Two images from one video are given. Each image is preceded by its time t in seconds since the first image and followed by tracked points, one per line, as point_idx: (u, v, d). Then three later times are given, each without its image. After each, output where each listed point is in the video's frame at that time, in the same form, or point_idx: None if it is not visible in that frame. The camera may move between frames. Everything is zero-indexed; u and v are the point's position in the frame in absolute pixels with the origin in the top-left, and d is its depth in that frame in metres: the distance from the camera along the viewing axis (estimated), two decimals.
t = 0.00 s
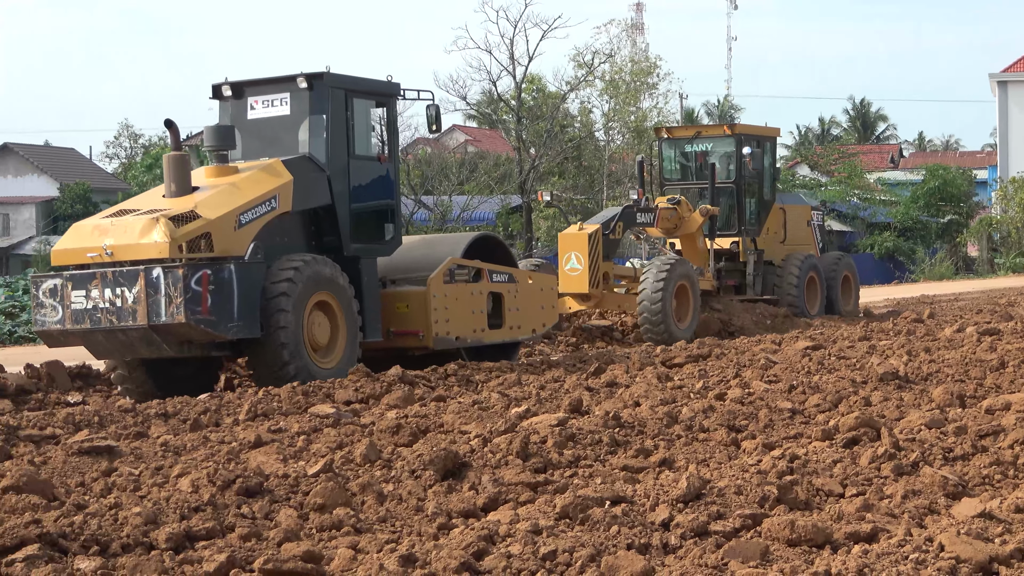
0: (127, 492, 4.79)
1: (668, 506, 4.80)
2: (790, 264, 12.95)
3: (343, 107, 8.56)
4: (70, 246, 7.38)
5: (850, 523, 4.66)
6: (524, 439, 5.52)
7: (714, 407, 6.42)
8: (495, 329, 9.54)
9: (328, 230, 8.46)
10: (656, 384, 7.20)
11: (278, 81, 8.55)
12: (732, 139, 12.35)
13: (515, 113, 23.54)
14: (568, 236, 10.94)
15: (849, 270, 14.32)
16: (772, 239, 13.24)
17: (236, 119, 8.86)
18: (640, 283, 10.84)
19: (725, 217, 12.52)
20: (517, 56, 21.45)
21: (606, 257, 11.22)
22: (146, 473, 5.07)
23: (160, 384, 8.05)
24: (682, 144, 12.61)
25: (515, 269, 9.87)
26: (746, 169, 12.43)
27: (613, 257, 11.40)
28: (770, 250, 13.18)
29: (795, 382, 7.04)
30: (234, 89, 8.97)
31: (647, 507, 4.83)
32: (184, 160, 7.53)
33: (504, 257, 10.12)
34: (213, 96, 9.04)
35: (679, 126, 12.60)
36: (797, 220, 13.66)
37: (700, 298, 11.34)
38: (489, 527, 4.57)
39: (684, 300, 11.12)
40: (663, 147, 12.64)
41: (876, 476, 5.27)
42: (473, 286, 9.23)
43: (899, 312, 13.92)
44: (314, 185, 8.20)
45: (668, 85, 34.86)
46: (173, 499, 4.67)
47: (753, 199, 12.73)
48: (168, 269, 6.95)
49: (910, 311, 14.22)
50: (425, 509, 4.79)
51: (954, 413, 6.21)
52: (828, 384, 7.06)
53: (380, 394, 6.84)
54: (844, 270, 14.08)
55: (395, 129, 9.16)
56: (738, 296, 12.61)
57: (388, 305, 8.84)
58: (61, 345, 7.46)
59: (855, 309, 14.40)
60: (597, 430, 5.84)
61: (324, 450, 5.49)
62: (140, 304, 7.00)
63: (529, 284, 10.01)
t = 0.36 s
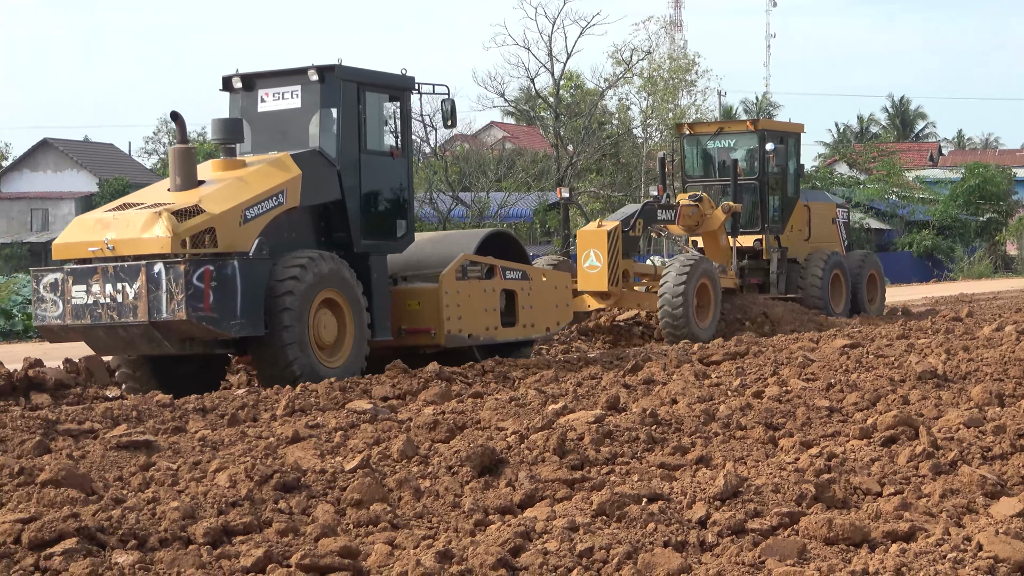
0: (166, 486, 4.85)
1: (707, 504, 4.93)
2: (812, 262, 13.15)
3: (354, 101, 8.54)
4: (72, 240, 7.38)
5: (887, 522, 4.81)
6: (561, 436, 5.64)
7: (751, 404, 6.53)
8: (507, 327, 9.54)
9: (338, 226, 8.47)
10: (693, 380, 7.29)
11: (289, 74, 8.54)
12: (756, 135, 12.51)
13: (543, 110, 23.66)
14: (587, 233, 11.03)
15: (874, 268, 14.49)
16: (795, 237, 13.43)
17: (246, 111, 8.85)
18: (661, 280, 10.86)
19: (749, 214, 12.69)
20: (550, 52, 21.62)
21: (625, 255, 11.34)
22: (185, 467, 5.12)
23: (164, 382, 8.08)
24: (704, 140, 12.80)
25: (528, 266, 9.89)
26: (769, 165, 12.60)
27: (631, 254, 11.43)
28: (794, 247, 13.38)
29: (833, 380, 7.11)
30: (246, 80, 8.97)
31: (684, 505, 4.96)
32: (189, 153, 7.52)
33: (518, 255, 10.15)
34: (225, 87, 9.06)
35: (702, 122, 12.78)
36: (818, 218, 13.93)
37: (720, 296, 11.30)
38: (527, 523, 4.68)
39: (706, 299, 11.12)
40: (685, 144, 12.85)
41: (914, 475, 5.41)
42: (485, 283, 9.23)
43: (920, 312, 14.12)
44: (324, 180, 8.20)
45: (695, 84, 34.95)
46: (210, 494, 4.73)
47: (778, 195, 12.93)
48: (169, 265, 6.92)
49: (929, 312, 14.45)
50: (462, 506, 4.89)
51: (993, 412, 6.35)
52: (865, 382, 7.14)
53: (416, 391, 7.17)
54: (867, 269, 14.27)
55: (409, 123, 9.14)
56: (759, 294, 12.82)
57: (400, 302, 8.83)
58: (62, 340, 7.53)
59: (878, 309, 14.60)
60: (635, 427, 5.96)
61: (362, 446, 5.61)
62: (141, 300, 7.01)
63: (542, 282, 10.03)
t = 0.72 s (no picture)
0: (198, 481, 4.92)
1: (739, 502, 4.92)
2: (831, 262, 13.18)
3: (359, 93, 8.47)
4: (66, 237, 7.39)
5: (920, 521, 4.79)
6: (593, 433, 5.66)
7: (783, 401, 6.51)
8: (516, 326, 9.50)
9: (342, 222, 8.45)
10: (725, 378, 7.28)
11: (292, 66, 8.48)
12: (774, 131, 12.51)
13: (575, 107, 23.67)
14: (599, 230, 10.92)
15: (893, 266, 14.43)
16: (813, 234, 13.44)
17: (249, 104, 8.85)
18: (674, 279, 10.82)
19: (766, 212, 12.69)
20: (583, 48, 21.66)
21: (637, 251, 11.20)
22: (217, 463, 5.19)
23: (163, 381, 7.99)
24: (721, 135, 12.79)
25: (537, 264, 9.85)
26: (788, 161, 12.59)
27: (643, 252, 11.30)
28: (812, 245, 13.41)
29: (866, 378, 7.08)
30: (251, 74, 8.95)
31: (715, 502, 4.97)
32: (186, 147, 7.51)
33: (528, 251, 10.13)
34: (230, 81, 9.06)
35: (719, 117, 12.77)
36: (838, 215, 13.93)
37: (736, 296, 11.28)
38: (558, 520, 4.69)
39: (719, 299, 11.11)
40: (702, 138, 12.84)
41: (946, 473, 5.38)
42: (493, 281, 9.19)
43: (940, 310, 14.11)
44: (326, 176, 8.16)
45: (729, 80, 34.82)
46: (243, 490, 4.78)
47: (797, 192, 12.91)
48: (162, 262, 6.91)
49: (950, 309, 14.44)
50: (493, 502, 4.93)
51: None
52: (898, 380, 7.09)
53: (446, 387, 7.21)
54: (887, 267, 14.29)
55: (416, 116, 9.06)
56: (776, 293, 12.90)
57: (406, 301, 8.85)
58: (55, 337, 7.50)
59: (898, 307, 14.55)
60: (667, 425, 5.96)
61: (393, 442, 5.65)
62: (134, 298, 6.99)
63: (552, 279, 9.96)
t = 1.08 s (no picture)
0: (234, 478, 4.97)
1: (774, 499, 4.91)
2: (851, 260, 13.14)
3: (358, 87, 8.39)
4: (55, 235, 7.29)
5: (956, 518, 4.76)
6: (628, 430, 5.67)
7: (819, 399, 6.48)
8: (523, 324, 9.46)
9: (342, 219, 8.31)
10: (761, 375, 7.25)
11: (290, 60, 8.41)
12: (793, 126, 12.54)
13: (610, 104, 23.66)
14: (611, 228, 10.89)
15: (916, 264, 14.48)
16: (834, 230, 13.39)
17: (247, 100, 8.75)
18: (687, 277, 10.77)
19: (784, 209, 12.72)
20: (618, 45, 21.69)
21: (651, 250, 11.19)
22: (253, 460, 5.25)
23: (161, 384, 7.97)
24: (738, 131, 12.77)
25: (546, 262, 9.82)
26: (806, 157, 12.62)
27: (657, 250, 11.29)
28: (833, 243, 13.36)
29: (902, 375, 7.03)
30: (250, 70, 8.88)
31: (751, 500, 4.96)
32: (179, 142, 7.39)
33: (537, 250, 10.12)
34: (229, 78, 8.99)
35: (736, 113, 12.76)
36: (859, 212, 13.87)
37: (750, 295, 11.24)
38: (594, 517, 4.70)
39: (734, 296, 11.09)
40: (719, 134, 12.81)
41: (983, 471, 5.33)
42: (500, 279, 9.13)
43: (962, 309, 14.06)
44: (326, 170, 8.04)
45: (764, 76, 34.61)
46: (279, 486, 4.83)
47: (815, 190, 12.93)
48: (152, 259, 6.80)
49: (973, 307, 14.37)
50: (529, 498, 4.95)
51: None
52: (934, 377, 7.03)
53: (482, 384, 7.24)
54: (907, 265, 14.26)
55: (419, 111, 8.99)
56: (794, 290, 12.88)
57: (410, 299, 8.70)
58: (48, 338, 7.44)
59: (919, 306, 14.54)
60: (702, 422, 5.96)
61: (429, 438, 5.69)
62: (125, 297, 6.88)
63: (562, 277, 9.95)
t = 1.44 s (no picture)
0: (268, 473, 5.03)
1: (808, 497, 4.89)
2: (867, 257, 13.04)
3: (359, 81, 8.28)
4: (46, 230, 7.25)
5: (991, 517, 4.72)
6: (662, 427, 5.67)
7: (853, 396, 6.44)
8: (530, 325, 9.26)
9: (342, 215, 8.22)
10: (794, 372, 7.22)
11: (291, 54, 8.36)
12: (806, 121, 12.51)
13: (643, 101, 23.64)
14: (620, 222, 10.87)
15: (933, 261, 14.31)
16: (850, 228, 13.32)
17: (249, 94, 8.72)
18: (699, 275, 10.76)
19: (799, 205, 12.64)
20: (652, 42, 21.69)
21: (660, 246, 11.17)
22: (287, 455, 5.30)
23: (157, 384, 7.91)
24: (752, 125, 12.78)
25: (556, 260, 9.60)
26: (819, 152, 12.60)
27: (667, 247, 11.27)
28: (850, 239, 13.27)
29: (936, 373, 6.98)
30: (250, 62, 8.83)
31: (785, 497, 4.94)
32: (173, 139, 7.44)
33: (546, 249, 9.90)
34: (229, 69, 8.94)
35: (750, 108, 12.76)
36: (877, 208, 13.78)
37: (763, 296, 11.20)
38: (627, 514, 4.71)
39: (746, 295, 11.05)
40: (732, 128, 12.84)
41: (1018, 468, 5.28)
42: (505, 278, 8.95)
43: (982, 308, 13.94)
44: (325, 166, 7.95)
45: (798, 72, 34.44)
46: (312, 482, 4.88)
47: (830, 185, 12.90)
48: (141, 256, 6.71)
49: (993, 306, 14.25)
50: (562, 495, 4.97)
51: None
52: (969, 375, 6.97)
53: (514, 380, 7.27)
54: (926, 262, 14.13)
55: (424, 104, 8.88)
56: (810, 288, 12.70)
57: (412, 297, 8.60)
58: (36, 335, 7.36)
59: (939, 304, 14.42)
60: (735, 419, 5.95)
61: (462, 435, 5.72)
62: (113, 294, 6.81)
63: (571, 276, 9.72)
